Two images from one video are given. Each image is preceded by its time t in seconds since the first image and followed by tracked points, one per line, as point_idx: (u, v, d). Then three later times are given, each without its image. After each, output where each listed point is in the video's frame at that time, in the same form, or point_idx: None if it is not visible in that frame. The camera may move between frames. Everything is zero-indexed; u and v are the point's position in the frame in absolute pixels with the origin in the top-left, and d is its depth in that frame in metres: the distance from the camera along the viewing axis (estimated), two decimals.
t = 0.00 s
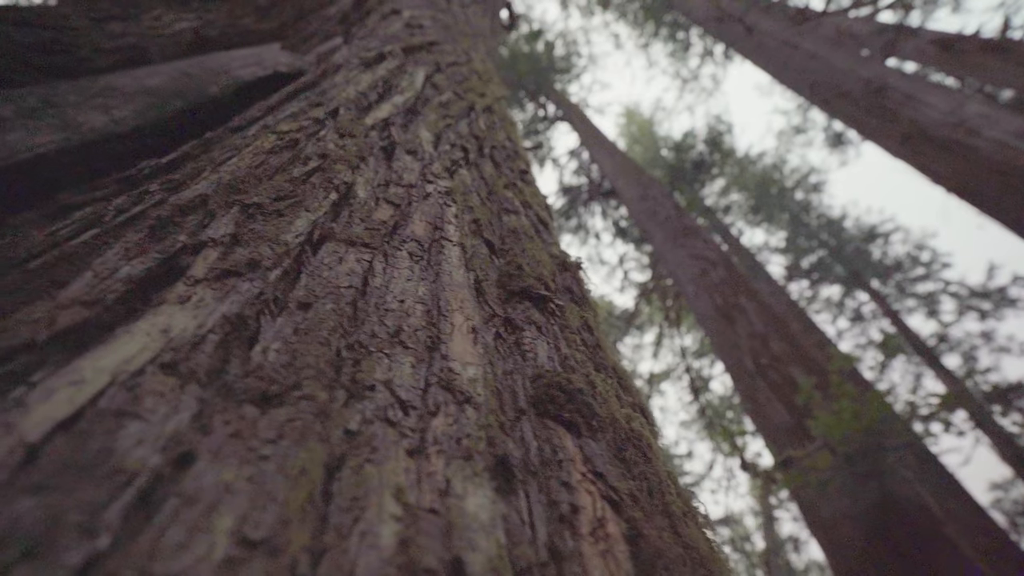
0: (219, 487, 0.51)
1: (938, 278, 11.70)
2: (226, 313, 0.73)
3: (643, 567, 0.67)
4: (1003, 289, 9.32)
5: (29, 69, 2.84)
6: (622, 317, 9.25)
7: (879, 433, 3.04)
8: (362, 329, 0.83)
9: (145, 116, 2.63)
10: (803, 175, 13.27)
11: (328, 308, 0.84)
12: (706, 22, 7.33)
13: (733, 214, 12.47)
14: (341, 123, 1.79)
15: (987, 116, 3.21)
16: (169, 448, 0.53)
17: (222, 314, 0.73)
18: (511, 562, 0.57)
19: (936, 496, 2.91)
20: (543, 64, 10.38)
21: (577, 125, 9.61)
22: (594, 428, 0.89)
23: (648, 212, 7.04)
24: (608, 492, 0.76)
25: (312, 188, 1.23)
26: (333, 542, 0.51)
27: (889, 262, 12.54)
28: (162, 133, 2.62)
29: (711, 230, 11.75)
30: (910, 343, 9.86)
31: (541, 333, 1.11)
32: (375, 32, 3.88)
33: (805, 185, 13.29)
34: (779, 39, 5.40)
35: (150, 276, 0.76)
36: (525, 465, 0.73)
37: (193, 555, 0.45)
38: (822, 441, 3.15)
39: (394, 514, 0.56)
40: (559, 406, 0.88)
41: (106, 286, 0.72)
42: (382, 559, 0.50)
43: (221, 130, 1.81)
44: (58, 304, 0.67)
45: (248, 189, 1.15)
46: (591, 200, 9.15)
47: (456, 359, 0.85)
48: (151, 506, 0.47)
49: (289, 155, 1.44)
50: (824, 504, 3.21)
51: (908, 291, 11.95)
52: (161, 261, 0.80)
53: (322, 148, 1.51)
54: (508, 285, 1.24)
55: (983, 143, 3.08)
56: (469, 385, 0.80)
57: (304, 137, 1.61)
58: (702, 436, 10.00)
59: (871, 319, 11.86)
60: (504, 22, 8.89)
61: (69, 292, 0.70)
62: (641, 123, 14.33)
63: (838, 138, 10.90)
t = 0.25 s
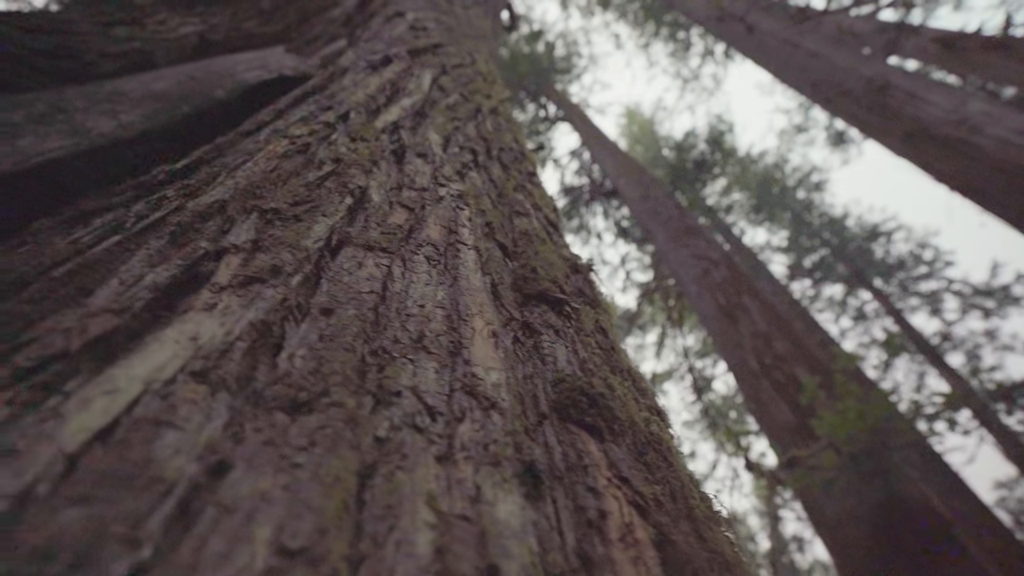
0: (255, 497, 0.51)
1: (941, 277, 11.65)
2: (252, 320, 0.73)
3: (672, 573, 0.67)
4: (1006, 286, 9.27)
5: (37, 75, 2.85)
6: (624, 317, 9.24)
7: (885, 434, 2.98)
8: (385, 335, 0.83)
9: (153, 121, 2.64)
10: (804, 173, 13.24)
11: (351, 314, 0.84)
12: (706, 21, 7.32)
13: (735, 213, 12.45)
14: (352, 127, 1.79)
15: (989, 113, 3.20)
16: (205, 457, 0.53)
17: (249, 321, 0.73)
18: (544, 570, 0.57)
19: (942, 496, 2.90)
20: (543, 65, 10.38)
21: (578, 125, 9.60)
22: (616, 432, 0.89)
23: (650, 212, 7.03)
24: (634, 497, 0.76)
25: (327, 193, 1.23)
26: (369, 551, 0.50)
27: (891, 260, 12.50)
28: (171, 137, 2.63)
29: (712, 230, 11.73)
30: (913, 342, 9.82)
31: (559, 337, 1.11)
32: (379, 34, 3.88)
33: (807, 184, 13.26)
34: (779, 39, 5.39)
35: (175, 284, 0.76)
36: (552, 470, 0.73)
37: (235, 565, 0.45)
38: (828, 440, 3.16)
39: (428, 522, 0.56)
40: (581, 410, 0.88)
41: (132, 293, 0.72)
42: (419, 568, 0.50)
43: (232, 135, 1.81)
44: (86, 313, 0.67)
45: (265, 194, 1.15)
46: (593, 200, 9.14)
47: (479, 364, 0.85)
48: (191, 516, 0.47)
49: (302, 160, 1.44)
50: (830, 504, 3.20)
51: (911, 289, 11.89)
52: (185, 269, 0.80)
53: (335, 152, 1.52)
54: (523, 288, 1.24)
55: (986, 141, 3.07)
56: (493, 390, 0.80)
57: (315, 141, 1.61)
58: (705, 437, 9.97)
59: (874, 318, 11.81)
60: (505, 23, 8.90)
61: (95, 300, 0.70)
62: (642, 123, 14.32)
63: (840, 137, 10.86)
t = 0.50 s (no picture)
0: (293, 505, 0.51)
1: (945, 275, 11.58)
2: (278, 326, 0.73)
3: None
4: (1011, 284, 9.20)
5: (45, 80, 2.87)
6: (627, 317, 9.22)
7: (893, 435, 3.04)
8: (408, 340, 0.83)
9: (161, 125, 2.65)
10: (807, 172, 13.20)
11: (374, 319, 0.84)
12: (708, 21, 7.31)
13: (737, 212, 12.43)
14: (363, 130, 1.79)
15: (994, 111, 3.18)
16: (241, 465, 0.53)
17: (276, 328, 0.73)
18: None
19: (951, 496, 2.87)
20: (544, 65, 10.38)
21: (580, 125, 9.59)
22: (639, 437, 0.88)
23: (653, 212, 7.02)
24: (661, 502, 0.75)
25: (344, 197, 1.23)
26: (407, 561, 0.50)
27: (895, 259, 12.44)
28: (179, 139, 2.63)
29: (715, 229, 11.71)
30: (917, 341, 9.76)
31: (578, 340, 1.11)
32: (384, 37, 3.89)
33: (810, 182, 13.22)
34: (780, 37, 5.37)
35: (200, 291, 0.76)
36: (580, 475, 0.73)
37: None
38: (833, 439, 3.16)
39: (464, 530, 0.56)
40: (604, 414, 0.88)
41: (160, 300, 0.73)
42: None
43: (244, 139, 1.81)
44: (115, 321, 0.68)
45: (282, 199, 1.15)
46: (595, 201, 9.13)
47: (502, 369, 0.85)
48: (232, 526, 0.47)
49: (315, 164, 1.45)
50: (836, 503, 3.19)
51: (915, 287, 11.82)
52: (210, 276, 0.80)
53: (348, 156, 1.52)
54: (540, 292, 1.24)
55: (991, 138, 3.05)
56: (517, 395, 0.80)
57: (328, 145, 1.62)
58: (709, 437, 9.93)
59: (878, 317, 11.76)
60: (506, 24, 8.91)
61: (124, 308, 0.71)
62: (643, 123, 14.30)
63: (842, 135, 10.82)
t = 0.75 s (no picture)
0: (332, 514, 0.51)
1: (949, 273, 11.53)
2: (305, 333, 0.73)
3: None
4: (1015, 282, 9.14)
5: (55, 85, 2.88)
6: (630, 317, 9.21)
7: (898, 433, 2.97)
8: (432, 346, 0.83)
9: (170, 129, 2.66)
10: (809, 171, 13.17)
11: (398, 325, 0.84)
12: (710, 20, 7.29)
13: (740, 212, 12.41)
14: (375, 134, 1.79)
15: (999, 109, 3.15)
16: (279, 474, 0.53)
17: (304, 335, 0.73)
18: None
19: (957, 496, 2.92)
20: (546, 66, 10.38)
21: (582, 126, 9.58)
22: (663, 442, 0.88)
23: (655, 212, 7.00)
24: (689, 508, 0.75)
25: (360, 201, 1.23)
26: (446, 570, 0.50)
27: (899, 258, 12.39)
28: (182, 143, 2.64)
29: (717, 229, 11.69)
30: (921, 340, 9.70)
31: (597, 344, 1.11)
32: (389, 39, 3.89)
33: (813, 182, 13.18)
34: (782, 37, 5.35)
35: (227, 298, 0.76)
36: (608, 481, 0.73)
37: None
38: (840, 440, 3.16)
39: (499, 538, 0.55)
40: (628, 419, 0.88)
41: (188, 308, 0.73)
42: None
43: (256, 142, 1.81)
44: (145, 328, 0.68)
45: (300, 204, 1.15)
46: (598, 201, 9.13)
47: (527, 374, 0.84)
48: (273, 536, 0.47)
49: (329, 168, 1.45)
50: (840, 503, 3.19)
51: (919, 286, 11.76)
52: (236, 283, 0.80)
53: (362, 160, 1.52)
54: (557, 295, 1.24)
55: (996, 136, 3.03)
56: (543, 401, 0.80)
57: (341, 149, 1.62)
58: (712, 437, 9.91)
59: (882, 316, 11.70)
60: (508, 25, 8.90)
61: (152, 315, 0.71)
62: (645, 123, 14.29)
63: (845, 134, 10.78)
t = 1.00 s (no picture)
0: (372, 523, 0.51)
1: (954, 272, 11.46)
2: (335, 340, 0.73)
3: None
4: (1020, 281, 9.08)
5: (65, 89, 2.89)
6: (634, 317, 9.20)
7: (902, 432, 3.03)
8: (458, 351, 0.83)
9: (179, 133, 2.67)
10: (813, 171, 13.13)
11: (424, 330, 0.84)
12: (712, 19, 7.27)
13: (743, 211, 12.39)
14: (388, 137, 1.79)
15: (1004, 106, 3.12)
16: (318, 482, 0.53)
17: (333, 341, 0.73)
18: None
19: (965, 495, 2.86)
20: (547, 66, 10.38)
21: (584, 126, 9.58)
22: (689, 447, 0.88)
23: (658, 211, 6.99)
24: (719, 513, 0.75)
25: (378, 205, 1.24)
26: None
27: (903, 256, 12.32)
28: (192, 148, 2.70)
29: (721, 228, 11.66)
30: (925, 338, 9.64)
31: (618, 348, 1.10)
32: (396, 42, 3.90)
33: (816, 180, 13.14)
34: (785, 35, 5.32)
35: (255, 305, 0.77)
36: (637, 487, 0.72)
37: None
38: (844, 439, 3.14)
39: (537, 545, 0.55)
40: (653, 424, 0.87)
41: (218, 315, 0.73)
42: None
43: (269, 147, 1.82)
44: (178, 334, 0.68)
45: (318, 209, 1.16)
46: (600, 201, 9.12)
47: (552, 379, 0.84)
48: (316, 546, 0.47)
49: (345, 172, 1.45)
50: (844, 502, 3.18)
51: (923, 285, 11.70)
52: (262, 289, 0.80)
53: (376, 163, 1.52)
54: (575, 299, 1.23)
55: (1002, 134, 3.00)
56: (570, 405, 0.80)
57: (355, 153, 1.62)
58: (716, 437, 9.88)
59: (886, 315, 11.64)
60: (510, 26, 8.90)
61: (182, 322, 0.71)
62: (648, 123, 14.28)
63: (848, 132, 10.74)
